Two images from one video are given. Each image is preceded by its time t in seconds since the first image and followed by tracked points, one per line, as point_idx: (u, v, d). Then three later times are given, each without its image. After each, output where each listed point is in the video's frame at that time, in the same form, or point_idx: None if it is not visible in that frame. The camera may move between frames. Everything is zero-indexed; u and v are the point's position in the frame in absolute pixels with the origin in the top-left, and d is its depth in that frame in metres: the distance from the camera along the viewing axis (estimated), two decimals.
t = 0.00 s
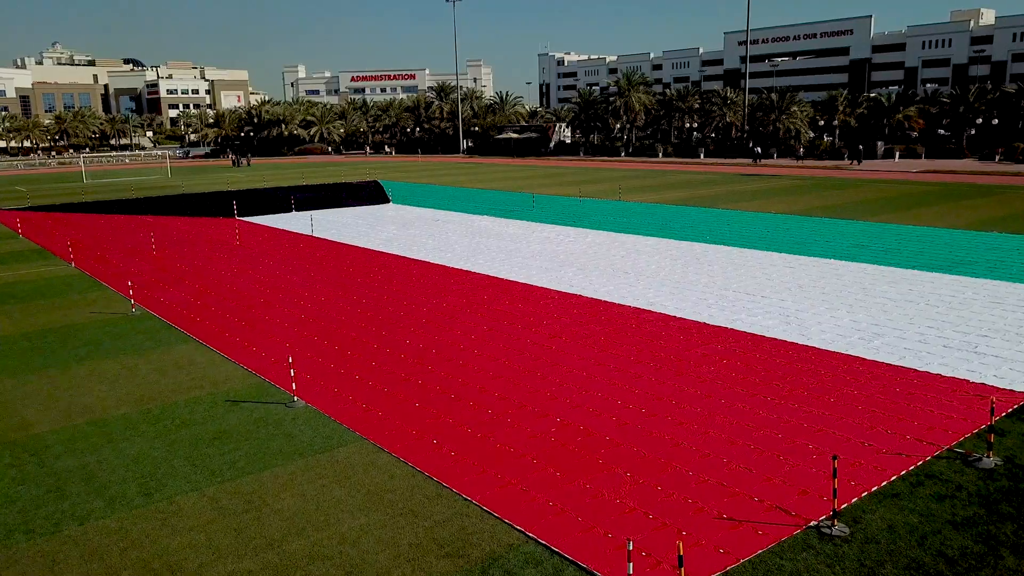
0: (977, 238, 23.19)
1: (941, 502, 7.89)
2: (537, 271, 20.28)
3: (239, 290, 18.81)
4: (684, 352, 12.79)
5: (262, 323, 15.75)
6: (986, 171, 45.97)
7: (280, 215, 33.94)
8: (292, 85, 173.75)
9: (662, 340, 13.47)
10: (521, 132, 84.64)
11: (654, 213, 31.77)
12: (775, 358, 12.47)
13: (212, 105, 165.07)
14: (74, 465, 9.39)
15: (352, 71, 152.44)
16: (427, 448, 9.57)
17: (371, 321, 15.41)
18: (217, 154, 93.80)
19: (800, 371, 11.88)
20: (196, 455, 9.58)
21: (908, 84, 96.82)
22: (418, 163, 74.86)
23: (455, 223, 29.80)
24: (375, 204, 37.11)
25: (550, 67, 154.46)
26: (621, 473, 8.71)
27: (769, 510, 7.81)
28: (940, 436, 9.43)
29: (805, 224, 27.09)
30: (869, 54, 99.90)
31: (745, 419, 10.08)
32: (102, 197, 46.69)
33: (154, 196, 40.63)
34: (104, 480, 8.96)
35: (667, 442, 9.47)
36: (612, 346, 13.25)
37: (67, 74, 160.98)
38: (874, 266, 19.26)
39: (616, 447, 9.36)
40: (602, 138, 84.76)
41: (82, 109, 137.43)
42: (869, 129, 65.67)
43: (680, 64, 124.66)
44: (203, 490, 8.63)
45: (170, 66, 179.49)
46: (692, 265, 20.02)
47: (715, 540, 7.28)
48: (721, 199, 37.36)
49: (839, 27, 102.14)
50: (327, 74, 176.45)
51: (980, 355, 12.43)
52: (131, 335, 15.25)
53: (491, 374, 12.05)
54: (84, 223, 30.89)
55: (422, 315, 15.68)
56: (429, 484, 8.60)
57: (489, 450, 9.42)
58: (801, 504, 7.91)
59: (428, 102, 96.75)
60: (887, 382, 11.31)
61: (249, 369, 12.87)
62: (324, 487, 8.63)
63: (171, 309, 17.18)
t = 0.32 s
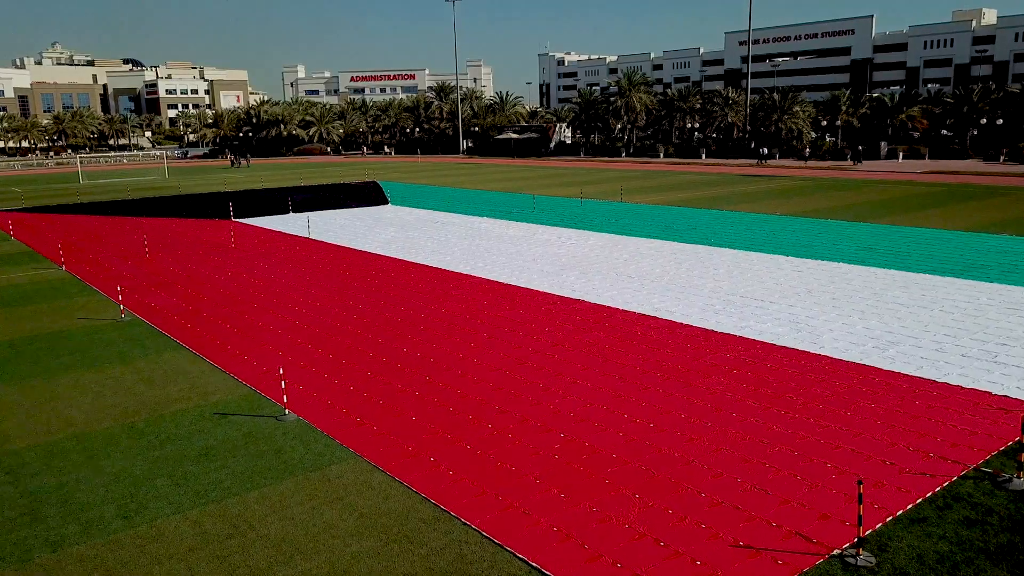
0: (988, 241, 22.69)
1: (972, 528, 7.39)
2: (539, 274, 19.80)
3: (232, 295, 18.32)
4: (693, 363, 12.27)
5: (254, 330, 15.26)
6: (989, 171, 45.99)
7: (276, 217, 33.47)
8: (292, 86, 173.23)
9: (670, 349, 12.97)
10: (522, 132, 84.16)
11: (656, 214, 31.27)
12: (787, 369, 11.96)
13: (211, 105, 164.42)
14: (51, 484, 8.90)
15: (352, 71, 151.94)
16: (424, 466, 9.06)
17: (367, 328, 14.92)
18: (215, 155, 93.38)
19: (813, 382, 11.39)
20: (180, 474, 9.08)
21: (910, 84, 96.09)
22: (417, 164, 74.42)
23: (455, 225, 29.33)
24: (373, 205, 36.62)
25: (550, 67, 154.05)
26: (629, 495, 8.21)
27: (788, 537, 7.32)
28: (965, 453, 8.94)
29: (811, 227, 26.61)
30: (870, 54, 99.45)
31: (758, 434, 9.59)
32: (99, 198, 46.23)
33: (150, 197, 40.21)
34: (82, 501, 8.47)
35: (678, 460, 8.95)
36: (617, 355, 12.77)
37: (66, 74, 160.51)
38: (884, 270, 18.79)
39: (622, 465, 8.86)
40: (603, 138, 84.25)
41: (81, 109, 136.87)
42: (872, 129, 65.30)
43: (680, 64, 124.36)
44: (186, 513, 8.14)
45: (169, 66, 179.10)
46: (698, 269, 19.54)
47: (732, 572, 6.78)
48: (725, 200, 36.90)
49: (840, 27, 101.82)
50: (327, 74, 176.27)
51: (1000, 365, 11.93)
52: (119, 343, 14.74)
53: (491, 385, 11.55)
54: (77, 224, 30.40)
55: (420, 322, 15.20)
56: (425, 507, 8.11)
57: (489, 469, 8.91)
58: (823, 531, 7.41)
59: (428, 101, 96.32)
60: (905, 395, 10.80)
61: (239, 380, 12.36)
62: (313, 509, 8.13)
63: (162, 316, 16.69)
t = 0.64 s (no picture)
0: (999, 244, 22.18)
1: (1007, 558, 6.89)
2: (540, 279, 19.34)
3: (224, 301, 17.87)
4: (700, 374, 11.80)
5: (247, 337, 14.81)
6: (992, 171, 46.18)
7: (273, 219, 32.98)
8: (291, 85, 172.70)
9: (677, 359, 12.51)
10: (521, 132, 83.67)
11: (658, 216, 30.80)
12: (798, 380, 11.51)
13: (210, 105, 163.89)
14: (26, 507, 8.42)
15: (351, 71, 151.43)
16: (420, 487, 8.59)
17: (364, 336, 14.47)
18: (213, 155, 92.96)
19: (827, 395, 10.91)
20: (163, 495, 8.61)
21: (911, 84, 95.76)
22: (416, 164, 74.00)
23: (455, 227, 28.87)
24: (371, 207, 36.09)
25: (550, 67, 153.62)
26: (638, 520, 7.73)
27: (810, 567, 6.83)
28: (992, 474, 8.45)
29: (817, 229, 26.15)
30: (872, 54, 98.95)
31: (771, 451, 9.13)
32: (94, 199, 45.75)
33: (146, 199, 39.74)
34: (56, 526, 7.99)
35: (689, 481, 8.48)
36: (622, 364, 12.30)
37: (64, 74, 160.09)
38: (894, 275, 18.32)
39: (630, 486, 8.40)
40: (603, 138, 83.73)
41: (78, 109, 136.46)
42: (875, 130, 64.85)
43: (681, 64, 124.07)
44: (167, 539, 7.66)
45: (168, 66, 178.70)
46: (704, 273, 19.07)
47: None
48: (728, 201, 36.41)
49: (841, 27, 101.43)
50: (327, 74, 175.91)
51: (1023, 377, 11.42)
52: (106, 351, 14.25)
53: (491, 398, 11.07)
54: (70, 226, 29.87)
55: (418, 329, 14.74)
56: (421, 532, 7.64)
57: (488, 490, 8.44)
58: (848, 560, 6.93)
59: (427, 102, 95.87)
60: (925, 409, 10.31)
61: (229, 391, 11.88)
62: (302, 535, 7.65)
63: (152, 322, 16.23)
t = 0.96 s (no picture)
0: (1013, 248, 21.61)
1: None
2: (541, 284, 18.75)
3: (215, 308, 17.28)
4: (712, 389, 11.22)
5: (236, 347, 14.23)
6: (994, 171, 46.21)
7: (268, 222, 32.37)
8: (291, 85, 172.01)
9: (685, 371, 11.94)
10: (521, 133, 83.23)
11: (661, 218, 30.23)
12: (814, 395, 10.90)
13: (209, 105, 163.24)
14: None
15: (351, 71, 150.80)
16: (415, 515, 8.03)
17: (357, 345, 13.92)
18: (212, 155, 92.48)
19: (846, 412, 10.31)
20: (139, 523, 8.02)
21: (913, 84, 95.13)
22: (416, 164, 73.52)
23: (454, 230, 28.30)
24: (369, 209, 35.55)
25: (550, 67, 153.11)
26: (650, 555, 7.16)
27: None
28: None
29: (824, 231, 25.58)
30: (874, 54, 98.37)
31: (790, 476, 8.57)
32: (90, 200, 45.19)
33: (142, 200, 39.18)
34: (22, 560, 7.39)
35: (702, 509, 7.92)
36: (628, 377, 11.73)
37: (63, 74, 159.58)
38: (908, 281, 17.70)
39: (639, 516, 7.83)
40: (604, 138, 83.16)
41: (76, 109, 135.99)
42: (878, 130, 64.27)
43: (681, 64, 123.49)
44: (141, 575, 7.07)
45: (167, 66, 178.20)
46: (710, 279, 18.47)
47: None
48: (732, 203, 35.83)
49: (843, 27, 100.68)
50: (327, 74, 175.44)
51: None
52: (87, 362, 13.63)
53: (491, 414, 10.51)
54: (62, 228, 29.30)
55: (413, 339, 14.17)
56: (415, 568, 7.07)
57: (488, 520, 7.89)
58: None
59: (426, 102, 95.36)
60: (951, 426, 9.73)
61: (214, 406, 11.30)
62: (287, 570, 7.07)
63: (138, 331, 15.63)
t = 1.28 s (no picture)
0: None
1: None
2: (542, 289, 18.18)
3: (206, 314, 16.73)
4: (721, 404, 10.67)
5: (225, 356, 13.69)
6: (999, 172, 46.16)
7: (264, 224, 31.80)
8: (290, 85, 171.47)
9: (693, 384, 11.40)
10: (521, 133, 82.78)
11: (663, 220, 29.67)
12: (831, 412, 10.35)
13: (208, 105, 162.69)
14: None
15: (350, 71, 150.21)
16: (409, 545, 7.47)
17: (350, 355, 13.40)
18: (210, 155, 91.96)
19: (865, 430, 9.76)
20: (112, 554, 7.45)
21: (915, 84, 94.61)
22: (416, 165, 73.03)
23: (453, 232, 27.74)
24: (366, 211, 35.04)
25: (550, 67, 152.68)
26: None
27: None
28: None
29: (830, 234, 25.01)
30: (876, 54, 97.85)
31: (809, 500, 8.03)
32: (84, 201, 44.65)
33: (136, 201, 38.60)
34: None
35: (716, 540, 7.37)
36: (633, 390, 11.19)
37: (61, 74, 159.00)
38: (921, 287, 17.15)
39: (648, 547, 7.29)
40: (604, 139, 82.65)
41: (74, 109, 135.38)
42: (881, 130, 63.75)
43: (682, 64, 122.99)
44: None
45: (165, 66, 177.74)
46: (717, 284, 17.91)
47: None
48: (735, 204, 35.30)
49: (845, 27, 100.17)
50: (326, 74, 174.82)
51: None
52: (68, 373, 13.05)
53: (490, 431, 9.97)
54: (52, 231, 28.70)
55: (407, 348, 13.64)
56: None
57: (486, 551, 7.33)
58: None
59: (426, 101, 94.82)
60: (978, 446, 9.18)
61: (199, 420, 10.76)
62: None
63: (126, 339, 15.07)
